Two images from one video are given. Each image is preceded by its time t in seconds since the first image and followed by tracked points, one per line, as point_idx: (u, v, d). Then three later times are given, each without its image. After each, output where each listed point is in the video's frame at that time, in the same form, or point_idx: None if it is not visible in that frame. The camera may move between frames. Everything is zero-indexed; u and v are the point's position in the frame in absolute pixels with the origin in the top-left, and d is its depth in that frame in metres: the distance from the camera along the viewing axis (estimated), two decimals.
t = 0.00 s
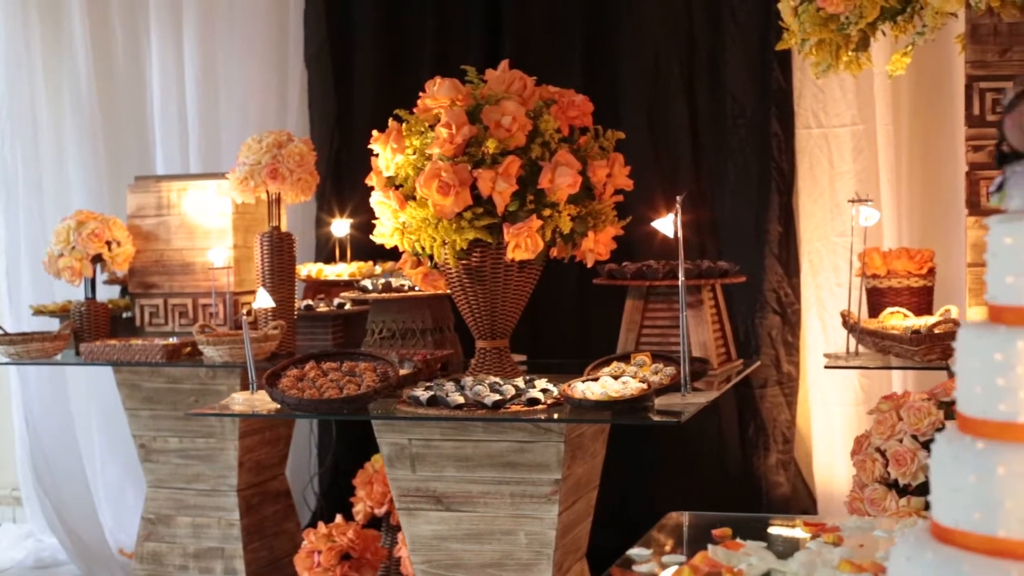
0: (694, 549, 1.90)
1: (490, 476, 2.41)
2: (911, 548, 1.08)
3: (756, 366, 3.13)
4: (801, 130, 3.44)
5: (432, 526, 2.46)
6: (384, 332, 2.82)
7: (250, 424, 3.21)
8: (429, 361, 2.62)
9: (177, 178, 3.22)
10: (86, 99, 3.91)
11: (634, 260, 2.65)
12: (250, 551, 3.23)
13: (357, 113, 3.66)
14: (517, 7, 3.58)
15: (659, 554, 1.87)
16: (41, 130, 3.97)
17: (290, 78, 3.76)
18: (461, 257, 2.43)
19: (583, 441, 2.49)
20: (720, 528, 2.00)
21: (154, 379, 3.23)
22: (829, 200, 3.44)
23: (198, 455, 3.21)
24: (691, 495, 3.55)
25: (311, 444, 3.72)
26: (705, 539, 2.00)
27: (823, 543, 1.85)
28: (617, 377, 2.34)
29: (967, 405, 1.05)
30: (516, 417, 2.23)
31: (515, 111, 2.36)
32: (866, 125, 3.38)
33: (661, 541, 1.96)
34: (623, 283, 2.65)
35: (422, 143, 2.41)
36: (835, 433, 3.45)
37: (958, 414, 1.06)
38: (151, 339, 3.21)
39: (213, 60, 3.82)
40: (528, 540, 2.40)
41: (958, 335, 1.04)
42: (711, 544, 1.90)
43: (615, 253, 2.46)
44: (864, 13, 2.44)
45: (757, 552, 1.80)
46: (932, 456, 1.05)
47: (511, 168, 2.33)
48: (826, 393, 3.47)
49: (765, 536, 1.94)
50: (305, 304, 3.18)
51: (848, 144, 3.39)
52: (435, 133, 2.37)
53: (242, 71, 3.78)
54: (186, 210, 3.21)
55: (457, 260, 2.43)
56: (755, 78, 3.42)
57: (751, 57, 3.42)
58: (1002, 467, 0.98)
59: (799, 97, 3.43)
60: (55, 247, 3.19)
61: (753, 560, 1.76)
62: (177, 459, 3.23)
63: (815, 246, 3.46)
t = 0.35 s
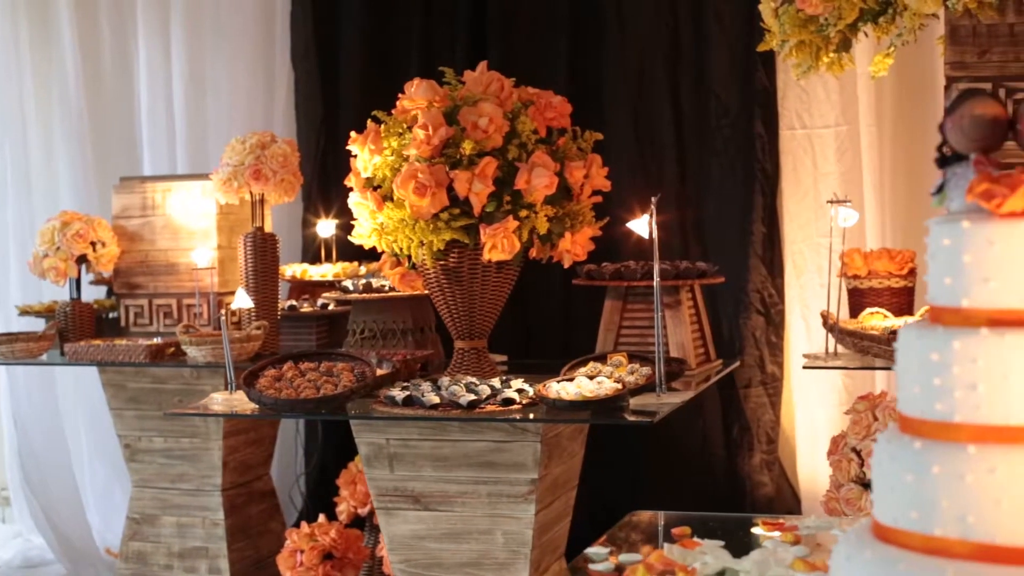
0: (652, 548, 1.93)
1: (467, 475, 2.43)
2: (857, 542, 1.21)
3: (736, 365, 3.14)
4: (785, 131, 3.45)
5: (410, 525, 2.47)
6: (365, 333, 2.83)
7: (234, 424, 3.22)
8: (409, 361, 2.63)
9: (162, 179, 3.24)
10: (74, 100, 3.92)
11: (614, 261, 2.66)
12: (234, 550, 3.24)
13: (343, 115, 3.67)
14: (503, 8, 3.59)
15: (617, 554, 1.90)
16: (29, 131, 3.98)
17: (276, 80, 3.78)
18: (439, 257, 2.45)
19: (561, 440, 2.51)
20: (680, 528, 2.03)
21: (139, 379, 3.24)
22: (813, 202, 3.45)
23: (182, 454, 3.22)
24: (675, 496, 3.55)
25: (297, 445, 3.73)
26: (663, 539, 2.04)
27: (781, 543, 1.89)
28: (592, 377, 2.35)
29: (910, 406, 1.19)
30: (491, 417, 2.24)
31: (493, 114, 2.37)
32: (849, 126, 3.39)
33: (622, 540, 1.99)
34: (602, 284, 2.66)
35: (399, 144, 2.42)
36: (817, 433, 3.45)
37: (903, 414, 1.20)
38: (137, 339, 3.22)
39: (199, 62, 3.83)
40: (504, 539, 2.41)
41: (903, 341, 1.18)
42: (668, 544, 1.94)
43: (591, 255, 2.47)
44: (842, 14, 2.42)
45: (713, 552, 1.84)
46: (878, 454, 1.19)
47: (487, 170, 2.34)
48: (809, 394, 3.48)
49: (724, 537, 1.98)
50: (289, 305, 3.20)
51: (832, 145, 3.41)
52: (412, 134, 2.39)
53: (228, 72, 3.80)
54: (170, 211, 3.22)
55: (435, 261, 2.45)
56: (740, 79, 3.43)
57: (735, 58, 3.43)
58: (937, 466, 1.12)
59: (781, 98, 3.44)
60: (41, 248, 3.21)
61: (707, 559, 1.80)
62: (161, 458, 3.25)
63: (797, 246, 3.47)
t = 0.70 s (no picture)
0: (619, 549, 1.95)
1: (452, 474, 2.43)
2: (815, 538, 1.29)
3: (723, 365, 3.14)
4: (773, 131, 3.46)
5: (395, 525, 2.47)
6: (353, 333, 2.84)
7: (223, 424, 3.23)
8: (394, 361, 2.64)
9: (151, 180, 3.25)
10: (64, 100, 3.93)
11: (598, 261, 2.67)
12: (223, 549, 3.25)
13: (334, 115, 3.68)
14: (492, 8, 3.59)
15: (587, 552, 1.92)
16: (20, 130, 3.99)
17: (267, 79, 3.79)
18: (423, 258, 2.46)
19: (545, 440, 2.51)
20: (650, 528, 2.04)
21: (128, 379, 3.25)
22: (802, 201, 3.45)
23: (171, 454, 3.23)
24: (664, 496, 3.55)
25: (288, 445, 3.74)
26: (636, 541, 2.06)
27: (750, 542, 1.92)
28: (575, 377, 2.36)
29: (866, 406, 1.27)
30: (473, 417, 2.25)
31: (476, 115, 2.39)
32: (837, 127, 3.40)
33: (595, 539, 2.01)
34: (586, 284, 2.67)
35: (383, 145, 2.43)
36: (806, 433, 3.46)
37: (860, 414, 1.27)
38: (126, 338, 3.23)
39: (190, 61, 3.84)
40: (488, 539, 2.42)
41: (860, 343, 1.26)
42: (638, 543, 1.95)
43: (575, 255, 2.47)
44: (826, 15, 2.37)
45: (681, 551, 1.85)
46: (837, 452, 1.27)
47: (471, 171, 2.36)
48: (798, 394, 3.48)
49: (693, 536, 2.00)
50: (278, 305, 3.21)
51: (820, 146, 3.42)
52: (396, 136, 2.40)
53: (219, 72, 3.81)
54: (159, 212, 3.23)
55: (419, 262, 2.45)
56: (728, 79, 3.43)
57: (723, 57, 3.43)
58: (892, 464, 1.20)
59: (769, 98, 3.45)
60: (30, 248, 3.22)
61: (675, 558, 1.82)
62: (151, 458, 3.25)
63: (785, 246, 3.48)
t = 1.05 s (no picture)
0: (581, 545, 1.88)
1: (433, 475, 2.44)
2: (764, 539, 1.27)
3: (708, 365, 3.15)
4: (759, 131, 3.46)
5: (377, 525, 2.48)
6: (337, 333, 2.85)
7: (210, 424, 3.24)
8: (377, 360, 2.65)
9: (138, 180, 3.26)
10: (55, 101, 3.94)
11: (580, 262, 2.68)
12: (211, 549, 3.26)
13: (324, 116, 3.69)
14: (480, 8, 3.60)
15: (550, 550, 1.83)
16: (12, 130, 4.01)
17: (256, 81, 3.80)
18: (405, 258, 2.46)
19: (527, 441, 2.53)
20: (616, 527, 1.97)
21: (116, 379, 3.26)
22: (789, 202, 3.46)
23: (159, 454, 3.24)
24: (651, 496, 3.55)
25: (276, 445, 3.74)
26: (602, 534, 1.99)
27: (713, 542, 1.84)
28: (555, 377, 2.37)
29: (815, 405, 1.25)
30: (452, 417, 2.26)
31: (457, 117, 2.39)
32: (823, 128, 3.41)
33: (560, 535, 1.96)
34: (569, 284, 2.68)
35: (364, 146, 2.44)
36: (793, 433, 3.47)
37: (809, 414, 1.26)
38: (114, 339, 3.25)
39: (180, 62, 3.85)
40: (469, 538, 2.43)
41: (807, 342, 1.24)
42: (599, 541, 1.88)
43: (556, 256, 2.48)
44: (809, 17, 2.32)
45: (643, 549, 1.78)
46: (785, 452, 1.26)
47: (451, 173, 2.37)
48: (786, 394, 3.49)
49: (659, 534, 1.93)
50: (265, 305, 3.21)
51: (806, 147, 3.43)
52: (377, 137, 2.41)
53: (209, 73, 3.82)
54: (146, 213, 3.24)
55: (400, 262, 2.46)
56: (715, 80, 3.44)
57: (710, 58, 3.44)
58: (836, 464, 1.18)
59: (756, 98, 3.46)
60: (18, 249, 3.23)
61: (637, 556, 1.74)
62: (138, 458, 3.27)
63: (771, 247, 3.48)
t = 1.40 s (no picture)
0: (556, 543, 1.87)
1: (419, 474, 2.45)
2: (730, 538, 1.28)
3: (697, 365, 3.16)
4: (749, 131, 3.47)
5: (364, 524, 2.49)
6: (326, 333, 2.86)
7: (201, 424, 3.25)
8: (364, 360, 2.66)
9: (129, 181, 3.27)
10: (48, 101, 3.94)
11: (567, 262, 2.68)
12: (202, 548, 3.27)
13: (315, 116, 3.70)
14: (471, 7, 3.60)
15: (524, 549, 1.80)
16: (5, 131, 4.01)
17: (248, 81, 3.81)
18: (391, 258, 2.47)
19: (513, 441, 2.53)
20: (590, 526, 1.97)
21: (107, 379, 3.27)
22: (779, 202, 3.47)
23: (150, 453, 3.25)
24: (642, 496, 3.56)
25: (268, 445, 3.75)
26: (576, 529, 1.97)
27: (688, 541, 1.85)
28: (540, 377, 2.38)
29: (779, 405, 1.25)
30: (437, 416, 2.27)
31: (443, 118, 2.40)
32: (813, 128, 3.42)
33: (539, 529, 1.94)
34: (556, 285, 2.68)
35: (351, 146, 2.45)
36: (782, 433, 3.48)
37: (774, 413, 1.25)
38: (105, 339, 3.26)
39: (173, 63, 3.86)
40: (456, 537, 2.43)
41: (771, 342, 1.24)
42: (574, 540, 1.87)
43: (542, 257, 2.49)
44: (796, 18, 2.24)
45: (616, 548, 1.80)
46: (750, 451, 1.26)
47: (437, 173, 2.38)
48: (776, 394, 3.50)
49: (633, 533, 1.93)
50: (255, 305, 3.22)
51: (796, 147, 3.44)
52: (363, 137, 2.41)
53: (202, 74, 3.83)
54: (136, 213, 3.25)
55: (386, 262, 2.47)
56: (705, 80, 3.45)
57: (700, 59, 3.45)
58: (798, 464, 1.18)
59: (746, 98, 3.46)
60: (10, 249, 3.24)
61: (610, 555, 1.76)
62: (129, 458, 3.27)
63: (761, 247, 3.49)
